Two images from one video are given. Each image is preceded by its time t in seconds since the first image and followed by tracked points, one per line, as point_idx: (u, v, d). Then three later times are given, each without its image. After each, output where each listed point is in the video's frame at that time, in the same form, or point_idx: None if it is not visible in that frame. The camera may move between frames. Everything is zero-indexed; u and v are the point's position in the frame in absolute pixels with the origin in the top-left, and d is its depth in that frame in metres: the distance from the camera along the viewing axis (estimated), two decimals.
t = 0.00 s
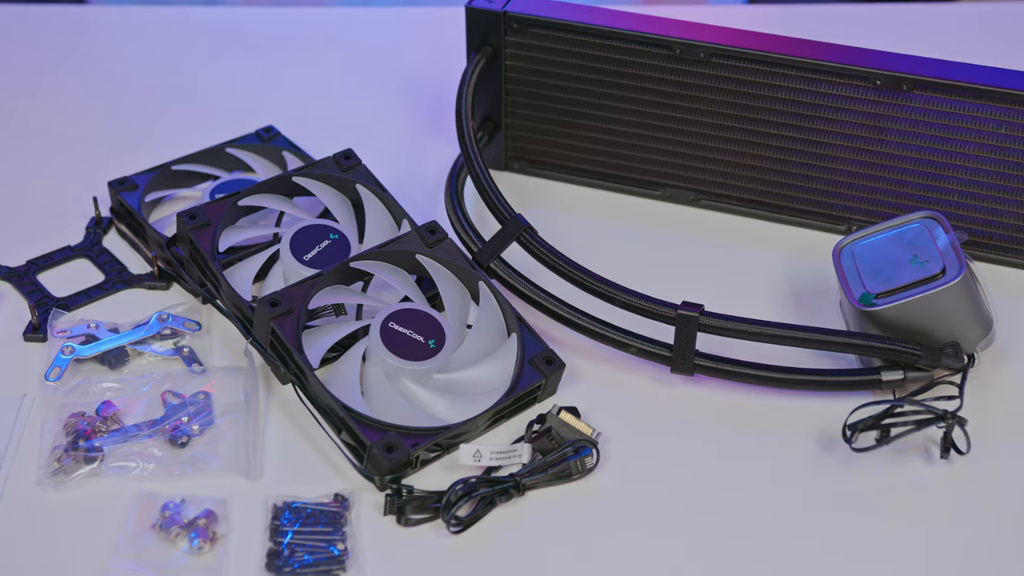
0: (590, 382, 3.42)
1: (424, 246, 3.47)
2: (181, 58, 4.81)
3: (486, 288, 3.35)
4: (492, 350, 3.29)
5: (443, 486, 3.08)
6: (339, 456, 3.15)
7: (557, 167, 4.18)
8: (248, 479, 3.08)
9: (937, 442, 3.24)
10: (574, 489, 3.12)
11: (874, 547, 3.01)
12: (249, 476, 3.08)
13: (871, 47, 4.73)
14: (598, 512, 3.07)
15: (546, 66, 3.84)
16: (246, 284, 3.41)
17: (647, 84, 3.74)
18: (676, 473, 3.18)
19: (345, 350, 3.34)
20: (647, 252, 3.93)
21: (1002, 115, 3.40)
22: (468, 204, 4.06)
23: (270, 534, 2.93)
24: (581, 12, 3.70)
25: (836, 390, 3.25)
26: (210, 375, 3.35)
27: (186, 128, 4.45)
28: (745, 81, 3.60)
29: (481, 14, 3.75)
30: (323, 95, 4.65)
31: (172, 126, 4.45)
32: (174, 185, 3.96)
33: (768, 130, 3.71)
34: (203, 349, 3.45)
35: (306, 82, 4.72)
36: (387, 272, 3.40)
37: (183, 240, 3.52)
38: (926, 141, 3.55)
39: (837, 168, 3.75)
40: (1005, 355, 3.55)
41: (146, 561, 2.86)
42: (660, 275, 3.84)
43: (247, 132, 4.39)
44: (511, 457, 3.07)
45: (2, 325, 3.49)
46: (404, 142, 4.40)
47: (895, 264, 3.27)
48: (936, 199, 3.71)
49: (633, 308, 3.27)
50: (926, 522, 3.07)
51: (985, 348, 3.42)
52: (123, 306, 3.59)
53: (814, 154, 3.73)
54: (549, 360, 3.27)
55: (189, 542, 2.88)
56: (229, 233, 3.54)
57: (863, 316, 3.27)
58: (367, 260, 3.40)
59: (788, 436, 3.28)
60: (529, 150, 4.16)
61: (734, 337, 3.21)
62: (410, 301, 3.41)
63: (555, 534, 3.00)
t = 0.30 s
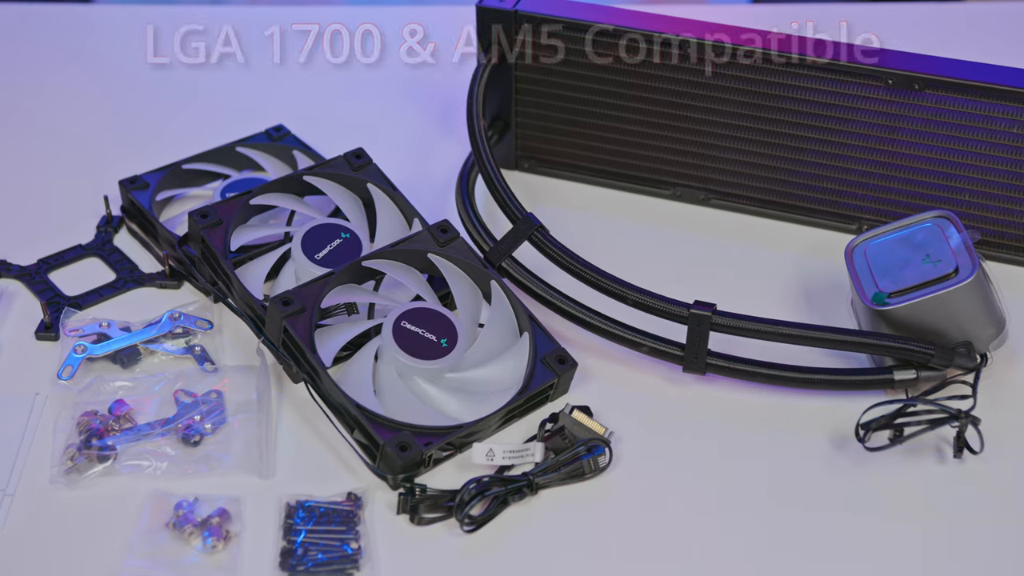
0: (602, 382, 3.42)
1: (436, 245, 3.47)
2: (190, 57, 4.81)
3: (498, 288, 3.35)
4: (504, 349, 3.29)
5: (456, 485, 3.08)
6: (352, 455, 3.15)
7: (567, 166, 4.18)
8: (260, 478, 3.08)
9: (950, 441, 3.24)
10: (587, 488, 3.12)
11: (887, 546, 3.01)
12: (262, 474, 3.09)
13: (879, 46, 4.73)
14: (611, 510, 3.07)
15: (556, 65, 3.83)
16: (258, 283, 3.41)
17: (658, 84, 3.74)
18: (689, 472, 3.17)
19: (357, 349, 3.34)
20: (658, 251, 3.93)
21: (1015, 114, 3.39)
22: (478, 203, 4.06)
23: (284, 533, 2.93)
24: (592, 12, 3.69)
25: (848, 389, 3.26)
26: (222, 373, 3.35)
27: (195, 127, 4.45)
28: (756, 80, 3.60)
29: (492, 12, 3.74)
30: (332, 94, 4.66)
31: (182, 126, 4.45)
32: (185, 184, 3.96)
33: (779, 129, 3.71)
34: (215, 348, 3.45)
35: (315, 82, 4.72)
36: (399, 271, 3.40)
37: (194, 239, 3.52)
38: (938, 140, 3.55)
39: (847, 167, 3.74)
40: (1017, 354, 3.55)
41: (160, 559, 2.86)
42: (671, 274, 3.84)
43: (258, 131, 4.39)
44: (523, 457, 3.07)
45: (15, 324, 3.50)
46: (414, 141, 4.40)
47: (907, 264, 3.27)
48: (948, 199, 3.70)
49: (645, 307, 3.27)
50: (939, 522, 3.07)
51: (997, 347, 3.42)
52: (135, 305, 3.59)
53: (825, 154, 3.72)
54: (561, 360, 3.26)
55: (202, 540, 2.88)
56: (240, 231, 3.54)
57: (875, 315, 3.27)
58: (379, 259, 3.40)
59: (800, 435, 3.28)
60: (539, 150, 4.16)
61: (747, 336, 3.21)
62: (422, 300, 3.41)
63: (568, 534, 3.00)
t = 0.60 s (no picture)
0: (614, 381, 3.42)
1: (448, 245, 3.47)
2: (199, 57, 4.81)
3: (510, 288, 3.35)
4: (516, 348, 3.29)
5: (469, 484, 3.08)
6: (364, 454, 3.15)
7: (577, 166, 4.18)
8: (274, 477, 3.08)
9: (963, 441, 3.24)
10: (600, 487, 3.12)
11: (901, 546, 3.01)
12: (275, 473, 3.09)
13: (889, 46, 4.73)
14: (624, 510, 3.07)
15: (566, 65, 3.82)
16: (269, 282, 3.41)
17: (668, 83, 3.73)
18: (702, 472, 3.17)
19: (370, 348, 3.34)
20: (669, 250, 3.93)
21: None
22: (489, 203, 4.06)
23: (298, 532, 2.93)
24: (603, 12, 3.69)
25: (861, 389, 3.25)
26: (234, 373, 3.35)
27: (206, 127, 4.45)
28: (767, 80, 3.59)
29: (503, 12, 3.74)
30: (341, 94, 4.66)
31: (192, 125, 4.45)
32: (196, 183, 3.96)
33: (790, 129, 3.71)
34: (227, 347, 3.45)
35: (325, 81, 4.72)
36: (411, 271, 3.40)
37: (206, 238, 3.52)
38: (950, 140, 3.54)
39: (858, 167, 3.74)
40: None
41: (174, 558, 2.86)
42: (682, 274, 3.84)
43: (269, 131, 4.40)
44: (536, 456, 3.07)
45: (27, 323, 3.51)
46: (424, 140, 4.41)
47: (920, 264, 3.27)
48: (959, 199, 3.70)
49: (657, 307, 3.26)
50: (952, 522, 3.07)
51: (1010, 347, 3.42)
52: (147, 305, 3.60)
53: (836, 154, 3.72)
54: (574, 359, 3.26)
55: (216, 540, 2.88)
56: (252, 231, 3.54)
57: (888, 315, 3.27)
58: (392, 259, 3.40)
59: (813, 435, 3.28)
60: (549, 149, 4.16)
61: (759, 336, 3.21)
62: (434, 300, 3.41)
63: (581, 533, 3.00)
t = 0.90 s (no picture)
0: (626, 381, 3.42)
1: (460, 244, 3.47)
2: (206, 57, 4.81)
3: (522, 288, 3.35)
4: (528, 348, 3.29)
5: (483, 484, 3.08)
6: (377, 454, 3.15)
7: (586, 165, 4.18)
8: (286, 476, 3.08)
9: (975, 441, 3.24)
10: (613, 487, 3.12)
11: (915, 546, 3.01)
12: (288, 472, 3.09)
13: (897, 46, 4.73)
14: (637, 510, 3.07)
15: (576, 65, 3.82)
16: (281, 281, 3.41)
17: (678, 83, 3.73)
18: (714, 471, 3.18)
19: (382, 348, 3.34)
20: (679, 250, 3.93)
21: None
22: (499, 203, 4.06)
23: (311, 531, 2.94)
24: (614, 12, 3.69)
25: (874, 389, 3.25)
26: (246, 372, 3.36)
27: (215, 127, 4.45)
28: (778, 79, 3.59)
29: (514, 12, 3.74)
30: (349, 94, 4.65)
31: (201, 125, 4.45)
32: (206, 183, 3.97)
33: (801, 129, 3.70)
34: (238, 346, 3.45)
35: (332, 81, 4.72)
36: (423, 270, 3.40)
37: (217, 237, 3.52)
38: (961, 139, 3.54)
39: (869, 166, 3.74)
40: None
41: (188, 557, 2.86)
42: (692, 274, 3.84)
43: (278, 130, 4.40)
44: (549, 455, 3.07)
45: (39, 323, 3.51)
46: (433, 140, 4.41)
47: (933, 264, 3.27)
48: (971, 198, 3.70)
49: (669, 307, 3.26)
50: (966, 522, 3.07)
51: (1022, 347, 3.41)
52: (158, 304, 3.60)
53: (847, 153, 3.72)
54: (586, 359, 3.26)
55: (230, 539, 2.88)
56: (264, 230, 3.54)
57: (901, 315, 3.27)
58: (403, 258, 3.41)
59: (826, 435, 3.28)
60: (559, 149, 4.16)
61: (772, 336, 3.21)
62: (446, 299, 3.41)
63: (595, 533, 3.00)
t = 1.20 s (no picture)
0: (638, 381, 3.42)
1: (472, 243, 3.47)
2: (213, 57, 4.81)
3: (534, 287, 3.35)
4: (540, 347, 3.29)
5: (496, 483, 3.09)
6: (389, 453, 3.15)
7: (597, 165, 4.18)
8: (299, 476, 3.08)
9: (989, 441, 3.24)
10: (626, 486, 3.12)
11: (929, 545, 3.01)
12: (300, 472, 3.09)
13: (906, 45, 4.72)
14: (650, 510, 3.07)
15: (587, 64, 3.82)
16: (293, 280, 3.41)
17: (688, 83, 3.72)
18: (727, 471, 3.17)
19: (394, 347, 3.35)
20: (690, 250, 3.93)
21: None
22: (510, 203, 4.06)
23: (324, 530, 2.94)
24: (625, 11, 3.69)
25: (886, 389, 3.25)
26: (258, 371, 3.36)
27: (224, 126, 4.46)
28: (789, 79, 3.59)
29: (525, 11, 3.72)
30: (358, 93, 4.65)
31: (210, 124, 4.45)
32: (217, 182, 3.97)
33: (812, 129, 3.70)
34: (251, 346, 3.46)
35: (340, 81, 4.72)
36: (435, 270, 3.40)
37: (229, 237, 3.52)
38: (973, 139, 3.53)
39: (880, 166, 3.74)
40: None
41: (202, 556, 2.86)
42: (704, 274, 3.84)
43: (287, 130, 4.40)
44: (562, 455, 3.08)
45: (51, 322, 3.51)
46: (443, 140, 4.41)
47: (946, 263, 3.26)
48: (982, 198, 3.69)
49: (682, 306, 3.26)
50: (979, 522, 3.07)
51: None
52: (170, 303, 3.60)
53: (858, 153, 3.72)
54: (598, 358, 3.26)
55: (244, 538, 2.88)
56: (275, 229, 3.54)
57: (914, 315, 3.26)
58: (415, 257, 3.41)
59: (839, 435, 3.27)
60: (569, 148, 4.16)
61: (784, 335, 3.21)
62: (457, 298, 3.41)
63: (609, 533, 3.00)
